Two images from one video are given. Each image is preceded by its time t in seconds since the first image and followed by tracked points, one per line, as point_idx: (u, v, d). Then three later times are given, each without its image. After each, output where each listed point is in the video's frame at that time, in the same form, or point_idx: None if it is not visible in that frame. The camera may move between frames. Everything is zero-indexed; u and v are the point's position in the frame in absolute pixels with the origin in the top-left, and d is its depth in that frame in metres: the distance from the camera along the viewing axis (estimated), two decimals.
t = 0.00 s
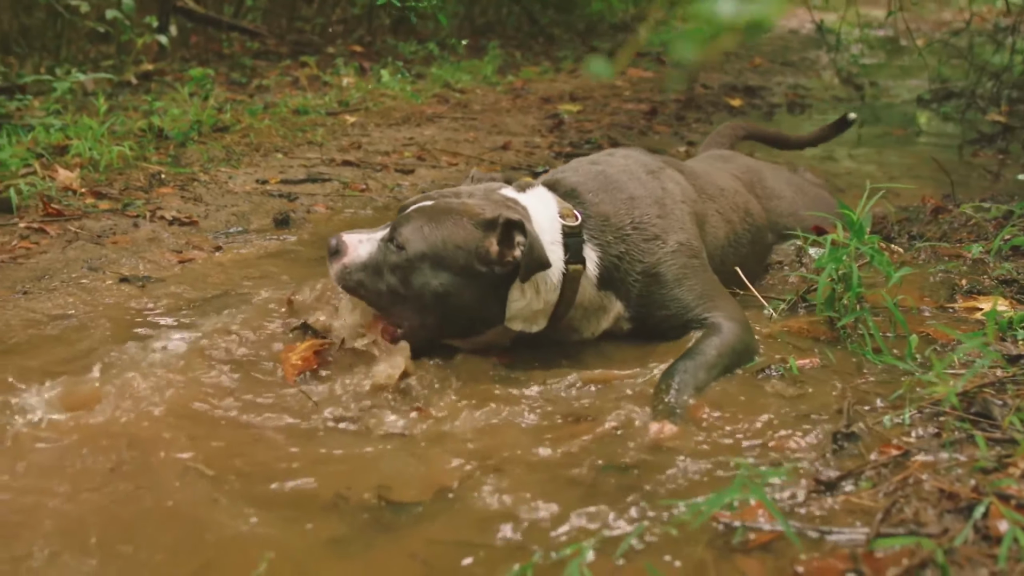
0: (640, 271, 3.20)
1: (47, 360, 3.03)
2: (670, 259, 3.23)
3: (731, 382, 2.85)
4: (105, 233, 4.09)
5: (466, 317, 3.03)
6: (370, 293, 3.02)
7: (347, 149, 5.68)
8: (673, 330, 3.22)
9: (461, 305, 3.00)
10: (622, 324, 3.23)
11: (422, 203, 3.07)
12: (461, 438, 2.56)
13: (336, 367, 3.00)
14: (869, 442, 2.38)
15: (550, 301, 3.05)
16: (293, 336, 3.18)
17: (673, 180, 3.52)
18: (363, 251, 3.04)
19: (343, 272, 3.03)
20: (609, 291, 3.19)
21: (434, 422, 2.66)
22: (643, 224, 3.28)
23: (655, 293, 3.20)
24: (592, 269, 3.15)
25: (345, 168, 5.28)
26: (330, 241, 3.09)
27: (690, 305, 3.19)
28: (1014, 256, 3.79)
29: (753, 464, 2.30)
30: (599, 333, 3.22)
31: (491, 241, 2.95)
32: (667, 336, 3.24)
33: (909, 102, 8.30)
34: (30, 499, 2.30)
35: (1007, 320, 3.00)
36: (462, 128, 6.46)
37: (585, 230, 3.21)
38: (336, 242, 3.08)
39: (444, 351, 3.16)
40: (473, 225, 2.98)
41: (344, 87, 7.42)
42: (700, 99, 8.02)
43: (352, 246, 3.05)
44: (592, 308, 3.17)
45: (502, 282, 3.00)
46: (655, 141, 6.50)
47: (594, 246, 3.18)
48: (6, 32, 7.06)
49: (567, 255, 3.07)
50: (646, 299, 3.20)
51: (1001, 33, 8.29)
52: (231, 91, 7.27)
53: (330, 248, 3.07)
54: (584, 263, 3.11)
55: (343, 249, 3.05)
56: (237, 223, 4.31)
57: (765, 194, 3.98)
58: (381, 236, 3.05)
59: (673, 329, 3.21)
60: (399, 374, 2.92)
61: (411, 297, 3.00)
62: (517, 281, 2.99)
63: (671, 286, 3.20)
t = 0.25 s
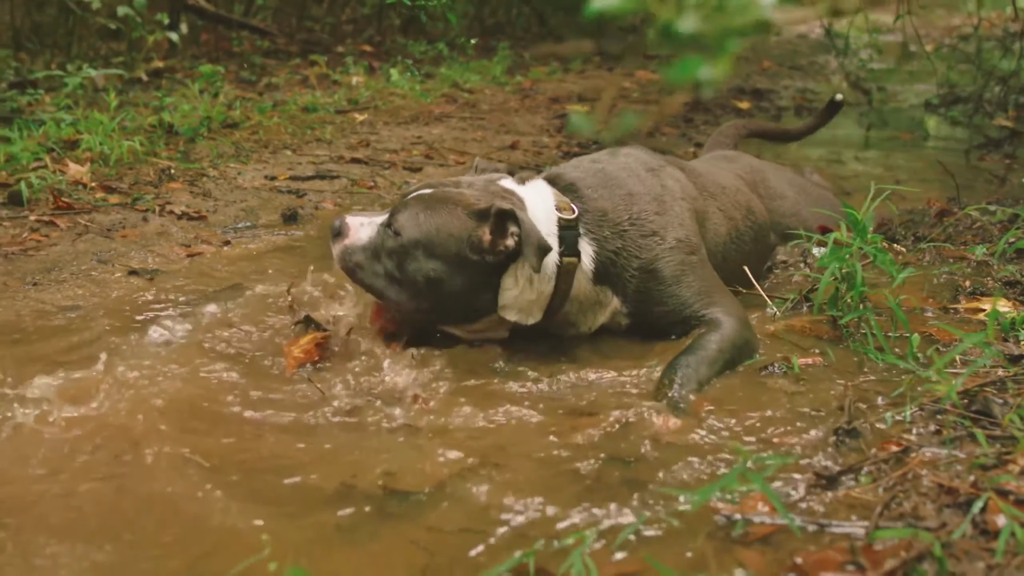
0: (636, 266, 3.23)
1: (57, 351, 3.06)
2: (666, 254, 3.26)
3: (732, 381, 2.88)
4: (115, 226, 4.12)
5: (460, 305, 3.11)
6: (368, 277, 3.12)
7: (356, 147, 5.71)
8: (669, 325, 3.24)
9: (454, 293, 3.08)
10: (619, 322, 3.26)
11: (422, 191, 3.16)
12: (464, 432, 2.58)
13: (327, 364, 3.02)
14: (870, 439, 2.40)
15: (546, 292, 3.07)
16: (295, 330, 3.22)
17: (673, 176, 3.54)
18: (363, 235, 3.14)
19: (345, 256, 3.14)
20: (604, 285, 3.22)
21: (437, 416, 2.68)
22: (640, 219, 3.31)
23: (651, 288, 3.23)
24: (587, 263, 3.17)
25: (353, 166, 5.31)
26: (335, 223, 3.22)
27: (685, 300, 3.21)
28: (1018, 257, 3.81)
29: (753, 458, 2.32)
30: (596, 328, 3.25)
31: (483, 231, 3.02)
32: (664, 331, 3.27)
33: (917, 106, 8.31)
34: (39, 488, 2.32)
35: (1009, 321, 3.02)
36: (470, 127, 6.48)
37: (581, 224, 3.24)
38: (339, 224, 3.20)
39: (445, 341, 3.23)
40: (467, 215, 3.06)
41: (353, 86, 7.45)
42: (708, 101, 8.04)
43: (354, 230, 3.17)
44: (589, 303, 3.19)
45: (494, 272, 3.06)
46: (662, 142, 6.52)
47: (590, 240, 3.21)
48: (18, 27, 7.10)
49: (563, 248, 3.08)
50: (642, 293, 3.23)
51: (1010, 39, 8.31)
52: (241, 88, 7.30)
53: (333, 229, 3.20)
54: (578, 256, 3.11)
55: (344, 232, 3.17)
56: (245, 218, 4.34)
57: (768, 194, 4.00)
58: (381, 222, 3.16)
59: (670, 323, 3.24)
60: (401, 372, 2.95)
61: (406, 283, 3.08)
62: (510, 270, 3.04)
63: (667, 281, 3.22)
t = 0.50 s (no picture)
0: (630, 260, 3.26)
1: (62, 343, 3.09)
2: (660, 249, 3.29)
3: (731, 379, 2.90)
4: (121, 221, 4.15)
5: (450, 294, 3.19)
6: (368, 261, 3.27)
7: (361, 145, 5.73)
8: (665, 320, 3.27)
9: (443, 282, 3.17)
10: (617, 317, 3.31)
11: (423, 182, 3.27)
12: (466, 426, 2.61)
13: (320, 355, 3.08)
14: (869, 435, 2.42)
15: (536, 286, 3.12)
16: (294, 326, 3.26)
17: (671, 173, 3.57)
18: (365, 221, 3.29)
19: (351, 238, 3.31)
20: (599, 279, 3.23)
21: (439, 412, 2.71)
22: (635, 213, 3.33)
23: (646, 282, 3.25)
24: (579, 256, 3.20)
25: (359, 164, 5.34)
26: (345, 206, 3.39)
27: (681, 295, 3.24)
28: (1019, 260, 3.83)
29: (750, 451, 2.35)
30: (593, 322, 3.29)
31: (473, 223, 3.10)
32: (658, 325, 3.29)
33: (922, 110, 8.32)
34: (43, 477, 2.34)
35: (1009, 321, 3.03)
36: (475, 126, 6.51)
37: (575, 218, 3.25)
38: (348, 208, 3.37)
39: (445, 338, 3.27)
40: (459, 208, 3.15)
41: (359, 85, 7.48)
42: (713, 104, 8.06)
43: (359, 214, 3.32)
44: (584, 297, 3.22)
45: (484, 264, 3.13)
46: (666, 144, 6.55)
47: (584, 235, 3.23)
48: (28, 23, 7.13)
49: (553, 241, 3.13)
50: (637, 288, 3.25)
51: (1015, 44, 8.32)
52: (247, 87, 7.33)
53: (342, 213, 3.37)
54: (570, 250, 3.16)
55: (349, 216, 3.32)
56: (251, 214, 4.37)
57: (768, 194, 4.03)
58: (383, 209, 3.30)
59: (666, 318, 3.27)
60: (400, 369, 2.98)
61: (401, 269, 3.20)
62: (500, 263, 3.11)
63: (662, 275, 3.25)
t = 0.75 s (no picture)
0: (626, 255, 3.28)
1: (68, 336, 3.12)
2: (658, 242, 3.29)
3: (731, 376, 2.93)
4: (127, 216, 4.17)
5: (442, 284, 3.29)
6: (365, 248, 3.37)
7: (366, 144, 5.75)
8: (664, 315, 3.29)
9: (434, 273, 3.26)
10: (616, 314, 3.37)
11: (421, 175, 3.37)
12: (468, 420, 2.63)
13: (327, 351, 3.13)
14: (868, 430, 2.43)
15: (528, 279, 3.26)
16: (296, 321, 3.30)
17: (670, 168, 3.56)
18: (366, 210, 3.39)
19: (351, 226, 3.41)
20: (593, 272, 3.30)
21: (441, 405, 2.73)
22: (631, 208, 3.35)
23: (643, 277, 3.27)
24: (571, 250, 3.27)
25: (363, 162, 5.36)
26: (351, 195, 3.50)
27: (679, 289, 3.25)
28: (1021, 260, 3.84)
29: (749, 445, 2.37)
30: (591, 316, 3.38)
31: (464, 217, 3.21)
32: (658, 321, 3.32)
33: (926, 112, 8.32)
34: (49, 467, 2.37)
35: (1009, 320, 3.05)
36: (479, 126, 6.52)
37: (569, 213, 3.32)
38: (354, 196, 3.47)
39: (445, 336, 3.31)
40: (450, 200, 3.25)
41: (364, 85, 7.50)
42: (717, 105, 8.08)
43: (361, 203, 3.42)
44: (579, 290, 3.32)
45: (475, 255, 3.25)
46: (669, 144, 6.56)
47: (578, 229, 3.30)
48: (34, 21, 7.16)
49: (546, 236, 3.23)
50: (635, 283, 3.28)
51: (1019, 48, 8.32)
52: (252, 85, 7.35)
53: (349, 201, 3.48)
54: (564, 245, 3.25)
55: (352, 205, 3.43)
56: (256, 210, 4.39)
57: (768, 193, 4.05)
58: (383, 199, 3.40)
59: (666, 313, 3.28)
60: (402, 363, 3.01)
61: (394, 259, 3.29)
62: (491, 254, 3.24)
63: (660, 269, 3.26)
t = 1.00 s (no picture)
0: (625, 249, 3.29)
1: (77, 330, 3.14)
2: (657, 236, 3.30)
3: (735, 372, 2.95)
4: (134, 211, 4.19)
5: (448, 274, 3.42)
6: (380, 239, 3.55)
7: (372, 141, 5.77)
8: (666, 309, 3.30)
9: (439, 264, 3.39)
10: (615, 308, 3.41)
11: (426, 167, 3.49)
12: (474, 414, 2.65)
13: (326, 346, 3.15)
14: (872, 423, 2.45)
15: (524, 269, 3.34)
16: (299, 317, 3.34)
17: (673, 163, 3.58)
18: (379, 205, 3.55)
19: (369, 218, 3.60)
20: (590, 265, 3.34)
21: (446, 399, 2.76)
22: (631, 202, 3.36)
23: (643, 271, 3.28)
24: (566, 241, 3.33)
25: (369, 159, 5.38)
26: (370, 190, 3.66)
27: (679, 283, 3.27)
28: None
29: (755, 438, 2.39)
30: (591, 308, 3.44)
31: (456, 207, 3.30)
32: (658, 315, 3.34)
33: (932, 112, 8.32)
34: (59, 459, 2.39)
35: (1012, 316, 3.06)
36: (485, 123, 6.54)
37: (565, 208, 3.35)
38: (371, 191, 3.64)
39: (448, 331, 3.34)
40: (443, 190, 3.34)
41: (371, 84, 7.52)
42: (723, 104, 8.09)
43: (375, 198, 3.58)
44: (577, 282, 3.39)
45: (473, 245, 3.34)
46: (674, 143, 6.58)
47: (574, 223, 3.34)
48: (42, 19, 7.19)
49: (541, 228, 3.31)
50: (634, 277, 3.30)
51: None
52: (259, 83, 7.37)
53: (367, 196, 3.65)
54: (559, 238, 3.32)
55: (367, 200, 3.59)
56: (263, 206, 4.41)
57: (772, 190, 4.07)
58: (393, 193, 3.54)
59: (666, 307, 3.30)
60: (406, 359, 3.04)
61: (403, 252, 3.45)
62: (486, 244, 3.32)
63: (660, 263, 3.27)
